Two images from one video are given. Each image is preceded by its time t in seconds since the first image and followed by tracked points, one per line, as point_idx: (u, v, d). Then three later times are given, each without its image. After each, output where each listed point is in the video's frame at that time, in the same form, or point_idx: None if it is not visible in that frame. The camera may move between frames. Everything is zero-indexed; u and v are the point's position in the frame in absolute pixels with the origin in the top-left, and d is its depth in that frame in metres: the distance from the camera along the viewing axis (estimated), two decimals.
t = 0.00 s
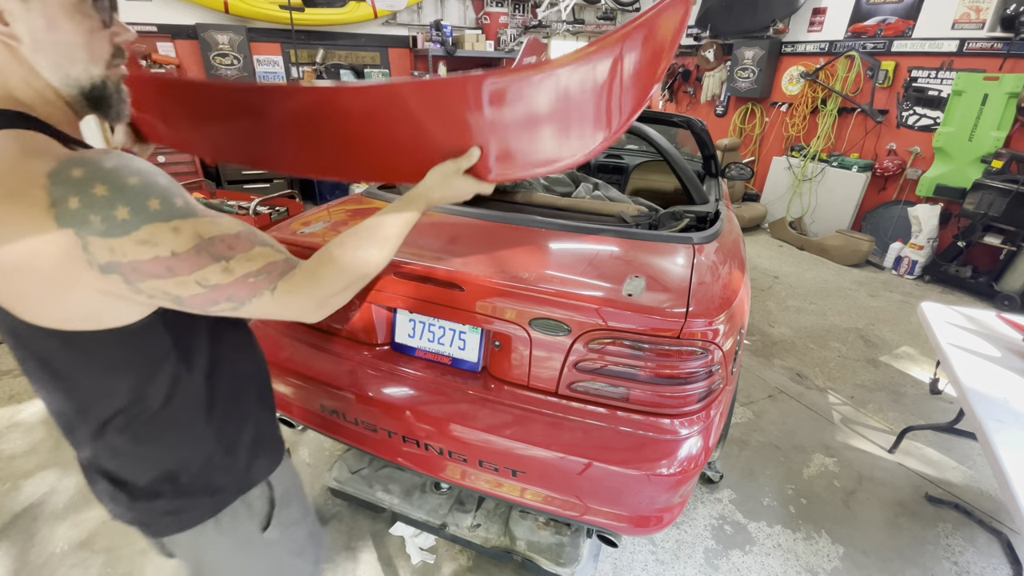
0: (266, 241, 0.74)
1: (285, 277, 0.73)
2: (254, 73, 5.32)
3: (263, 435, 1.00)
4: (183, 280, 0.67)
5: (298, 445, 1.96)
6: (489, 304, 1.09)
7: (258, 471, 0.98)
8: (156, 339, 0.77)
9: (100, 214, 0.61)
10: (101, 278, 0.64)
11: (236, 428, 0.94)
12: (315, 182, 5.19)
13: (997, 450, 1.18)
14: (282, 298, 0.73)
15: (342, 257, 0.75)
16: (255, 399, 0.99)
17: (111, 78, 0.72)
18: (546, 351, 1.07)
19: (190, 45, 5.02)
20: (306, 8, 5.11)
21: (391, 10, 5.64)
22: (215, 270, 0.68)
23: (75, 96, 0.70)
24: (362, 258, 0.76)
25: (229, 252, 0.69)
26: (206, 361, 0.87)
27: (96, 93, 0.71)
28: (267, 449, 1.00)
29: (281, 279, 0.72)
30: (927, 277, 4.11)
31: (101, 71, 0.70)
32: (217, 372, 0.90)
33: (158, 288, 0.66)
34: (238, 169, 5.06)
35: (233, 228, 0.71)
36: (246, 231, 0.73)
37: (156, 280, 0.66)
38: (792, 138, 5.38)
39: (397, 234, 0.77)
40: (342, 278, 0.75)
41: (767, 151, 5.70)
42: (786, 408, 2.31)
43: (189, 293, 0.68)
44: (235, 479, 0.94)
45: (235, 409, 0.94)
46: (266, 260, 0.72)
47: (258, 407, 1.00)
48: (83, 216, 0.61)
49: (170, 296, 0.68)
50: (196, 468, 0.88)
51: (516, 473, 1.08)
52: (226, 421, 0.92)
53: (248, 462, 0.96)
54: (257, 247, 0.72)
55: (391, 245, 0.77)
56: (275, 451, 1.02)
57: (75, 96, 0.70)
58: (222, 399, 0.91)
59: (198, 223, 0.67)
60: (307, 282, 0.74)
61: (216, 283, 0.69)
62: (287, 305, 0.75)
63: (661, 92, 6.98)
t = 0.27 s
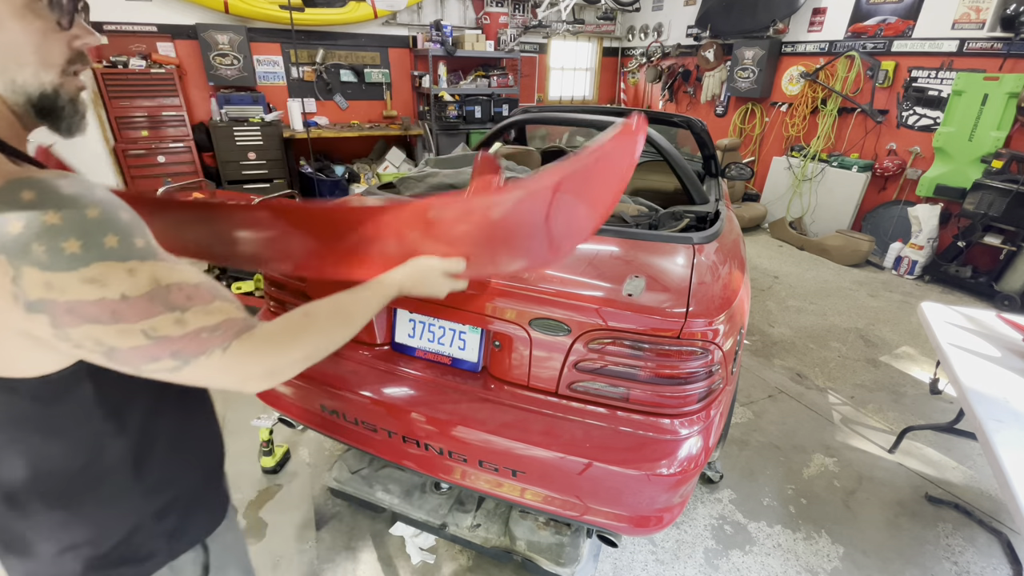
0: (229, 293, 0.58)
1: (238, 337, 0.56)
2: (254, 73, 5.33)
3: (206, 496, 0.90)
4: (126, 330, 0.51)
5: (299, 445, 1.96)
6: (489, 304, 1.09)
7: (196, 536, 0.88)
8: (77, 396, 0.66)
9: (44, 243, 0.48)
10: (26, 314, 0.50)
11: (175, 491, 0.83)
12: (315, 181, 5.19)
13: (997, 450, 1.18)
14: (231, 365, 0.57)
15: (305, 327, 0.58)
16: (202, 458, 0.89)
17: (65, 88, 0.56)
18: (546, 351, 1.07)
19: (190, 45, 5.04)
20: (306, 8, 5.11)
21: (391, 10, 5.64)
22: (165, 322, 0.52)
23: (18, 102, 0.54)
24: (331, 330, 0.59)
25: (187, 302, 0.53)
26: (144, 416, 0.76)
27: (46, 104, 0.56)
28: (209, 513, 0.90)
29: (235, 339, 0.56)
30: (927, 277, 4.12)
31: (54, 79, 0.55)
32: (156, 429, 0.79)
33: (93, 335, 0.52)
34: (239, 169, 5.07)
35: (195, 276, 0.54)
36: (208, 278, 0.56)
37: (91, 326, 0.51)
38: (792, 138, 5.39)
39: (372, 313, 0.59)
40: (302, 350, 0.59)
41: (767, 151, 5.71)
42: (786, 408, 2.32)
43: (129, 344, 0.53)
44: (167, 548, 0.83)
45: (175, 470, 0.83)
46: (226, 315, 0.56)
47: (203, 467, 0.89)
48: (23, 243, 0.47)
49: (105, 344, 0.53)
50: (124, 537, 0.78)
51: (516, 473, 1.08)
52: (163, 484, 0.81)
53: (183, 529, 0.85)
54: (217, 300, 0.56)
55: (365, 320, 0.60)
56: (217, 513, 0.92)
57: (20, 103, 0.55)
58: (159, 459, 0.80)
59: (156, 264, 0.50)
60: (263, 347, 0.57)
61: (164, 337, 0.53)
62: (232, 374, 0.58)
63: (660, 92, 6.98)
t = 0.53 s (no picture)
0: (166, 335, 0.58)
1: (170, 386, 0.56)
2: (254, 73, 5.32)
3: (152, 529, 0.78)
4: (53, 363, 0.49)
5: (299, 445, 1.96)
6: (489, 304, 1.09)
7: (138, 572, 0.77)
8: None
9: None
10: None
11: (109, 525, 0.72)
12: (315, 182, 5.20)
13: (997, 450, 1.18)
14: (153, 413, 0.55)
15: (246, 390, 0.62)
16: (144, 487, 0.76)
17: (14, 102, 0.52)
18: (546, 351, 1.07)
19: (190, 45, 5.04)
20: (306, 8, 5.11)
21: (391, 10, 5.64)
22: (97, 359, 0.50)
23: None
24: (270, 400, 0.64)
25: (123, 340, 0.52)
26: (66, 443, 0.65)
27: None
28: (153, 548, 0.78)
29: (167, 386, 0.55)
30: (927, 277, 4.12)
31: (1, 91, 0.50)
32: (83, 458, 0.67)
33: (11, 368, 0.48)
34: (239, 169, 5.07)
35: (136, 315, 0.55)
36: (151, 320, 0.57)
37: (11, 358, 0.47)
38: (792, 138, 5.39)
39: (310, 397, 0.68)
40: (231, 414, 0.61)
41: (767, 151, 5.70)
42: (786, 408, 2.31)
43: (49, 379, 0.50)
44: None
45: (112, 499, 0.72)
46: (162, 359, 0.56)
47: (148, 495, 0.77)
48: None
49: (24, 378, 0.49)
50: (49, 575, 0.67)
51: (516, 473, 1.08)
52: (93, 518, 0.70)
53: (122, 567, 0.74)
54: (155, 342, 0.56)
55: (304, 400, 0.67)
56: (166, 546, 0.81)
57: None
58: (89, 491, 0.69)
59: (97, 299, 0.51)
60: (196, 402, 0.57)
61: (93, 373, 0.51)
62: (153, 422, 0.56)
63: (660, 92, 6.98)
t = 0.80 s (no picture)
0: (117, 336, 0.61)
1: (123, 388, 0.58)
2: (254, 73, 5.32)
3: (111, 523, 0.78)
4: None
5: (299, 445, 1.96)
6: (489, 304, 1.09)
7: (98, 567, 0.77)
8: None
9: None
10: None
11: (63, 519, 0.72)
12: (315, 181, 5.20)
13: (997, 450, 1.18)
14: (105, 414, 0.58)
15: (203, 395, 0.63)
16: (97, 479, 0.76)
17: None
18: (546, 351, 1.07)
19: (190, 45, 5.04)
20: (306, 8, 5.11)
21: (391, 10, 5.64)
22: (48, 360, 0.53)
23: None
24: (227, 404, 0.65)
25: (75, 342, 0.55)
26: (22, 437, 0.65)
27: None
28: (115, 540, 0.78)
29: (119, 388, 0.58)
30: (927, 277, 4.12)
31: None
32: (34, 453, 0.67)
33: None
34: (239, 170, 5.07)
35: (91, 317, 0.58)
36: (104, 321, 0.60)
37: None
38: (792, 138, 5.39)
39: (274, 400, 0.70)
40: (187, 418, 0.62)
41: (767, 151, 5.70)
42: (786, 408, 2.31)
43: None
44: None
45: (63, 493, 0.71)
46: (114, 360, 0.59)
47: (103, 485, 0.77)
48: None
49: None
50: (5, 571, 0.67)
51: (516, 473, 1.08)
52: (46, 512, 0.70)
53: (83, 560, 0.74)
54: (109, 343, 0.59)
55: (265, 405, 0.69)
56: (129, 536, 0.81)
57: None
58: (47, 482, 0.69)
59: (53, 301, 0.54)
60: (151, 405, 0.60)
61: (38, 373, 0.53)
62: (108, 421, 0.59)
63: (660, 92, 6.98)
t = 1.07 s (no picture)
0: (88, 333, 0.57)
1: (88, 382, 0.53)
2: (253, 73, 5.32)
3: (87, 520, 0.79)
4: None
5: (299, 445, 1.96)
6: (489, 304, 1.09)
7: (69, 566, 0.77)
8: None
9: None
10: None
11: (45, 515, 0.72)
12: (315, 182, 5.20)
13: (997, 450, 1.18)
14: (68, 408, 0.52)
15: (173, 386, 0.59)
16: (76, 476, 0.77)
17: None
18: (546, 351, 1.07)
19: (190, 45, 5.04)
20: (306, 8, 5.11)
21: (391, 10, 5.64)
22: (5, 355, 0.49)
23: None
24: (198, 398, 0.61)
25: (35, 337, 0.51)
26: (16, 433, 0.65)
27: None
28: (91, 534, 0.79)
29: (83, 382, 0.53)
30: (927, 277, 4.12)
31: None
32: (27, 449, 0.68)
33: None
34: (239, 170, 5.07)
35: (55, 312, 0.54)
36: (73, 317, 0.55)
37: None
38: (792, 138, 5.39)
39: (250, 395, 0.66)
40: (155, 411, 0.57)
41: (767, 151, 5.71)
42: (786, 408, 2.31)
43: None
44: None
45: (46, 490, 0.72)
46: (79, 356, 0.53)
47: (81, 483, 0.78)
48: None
49: None
50: None
51: (516, 473, 1.08)
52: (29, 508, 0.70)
53: (59, 556, 0.75)
54: (74, 338, 0.53)
55: (238, 400, 0.65)
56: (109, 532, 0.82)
57: None
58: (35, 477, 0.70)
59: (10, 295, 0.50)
60: (120, 396, 0.55)
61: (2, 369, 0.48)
62: (73, 416, 0.53)
63: (660, 92, 6.98)
